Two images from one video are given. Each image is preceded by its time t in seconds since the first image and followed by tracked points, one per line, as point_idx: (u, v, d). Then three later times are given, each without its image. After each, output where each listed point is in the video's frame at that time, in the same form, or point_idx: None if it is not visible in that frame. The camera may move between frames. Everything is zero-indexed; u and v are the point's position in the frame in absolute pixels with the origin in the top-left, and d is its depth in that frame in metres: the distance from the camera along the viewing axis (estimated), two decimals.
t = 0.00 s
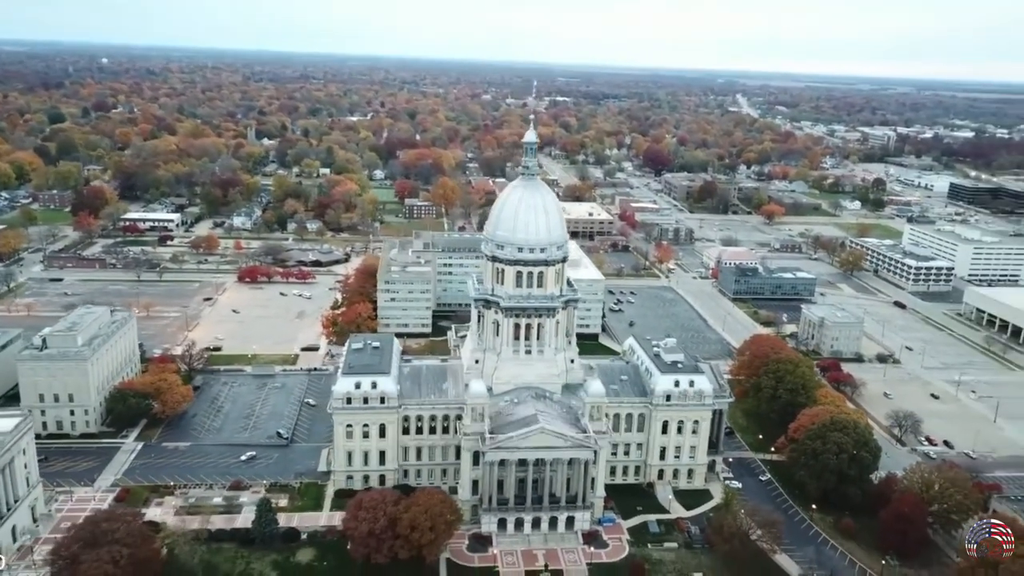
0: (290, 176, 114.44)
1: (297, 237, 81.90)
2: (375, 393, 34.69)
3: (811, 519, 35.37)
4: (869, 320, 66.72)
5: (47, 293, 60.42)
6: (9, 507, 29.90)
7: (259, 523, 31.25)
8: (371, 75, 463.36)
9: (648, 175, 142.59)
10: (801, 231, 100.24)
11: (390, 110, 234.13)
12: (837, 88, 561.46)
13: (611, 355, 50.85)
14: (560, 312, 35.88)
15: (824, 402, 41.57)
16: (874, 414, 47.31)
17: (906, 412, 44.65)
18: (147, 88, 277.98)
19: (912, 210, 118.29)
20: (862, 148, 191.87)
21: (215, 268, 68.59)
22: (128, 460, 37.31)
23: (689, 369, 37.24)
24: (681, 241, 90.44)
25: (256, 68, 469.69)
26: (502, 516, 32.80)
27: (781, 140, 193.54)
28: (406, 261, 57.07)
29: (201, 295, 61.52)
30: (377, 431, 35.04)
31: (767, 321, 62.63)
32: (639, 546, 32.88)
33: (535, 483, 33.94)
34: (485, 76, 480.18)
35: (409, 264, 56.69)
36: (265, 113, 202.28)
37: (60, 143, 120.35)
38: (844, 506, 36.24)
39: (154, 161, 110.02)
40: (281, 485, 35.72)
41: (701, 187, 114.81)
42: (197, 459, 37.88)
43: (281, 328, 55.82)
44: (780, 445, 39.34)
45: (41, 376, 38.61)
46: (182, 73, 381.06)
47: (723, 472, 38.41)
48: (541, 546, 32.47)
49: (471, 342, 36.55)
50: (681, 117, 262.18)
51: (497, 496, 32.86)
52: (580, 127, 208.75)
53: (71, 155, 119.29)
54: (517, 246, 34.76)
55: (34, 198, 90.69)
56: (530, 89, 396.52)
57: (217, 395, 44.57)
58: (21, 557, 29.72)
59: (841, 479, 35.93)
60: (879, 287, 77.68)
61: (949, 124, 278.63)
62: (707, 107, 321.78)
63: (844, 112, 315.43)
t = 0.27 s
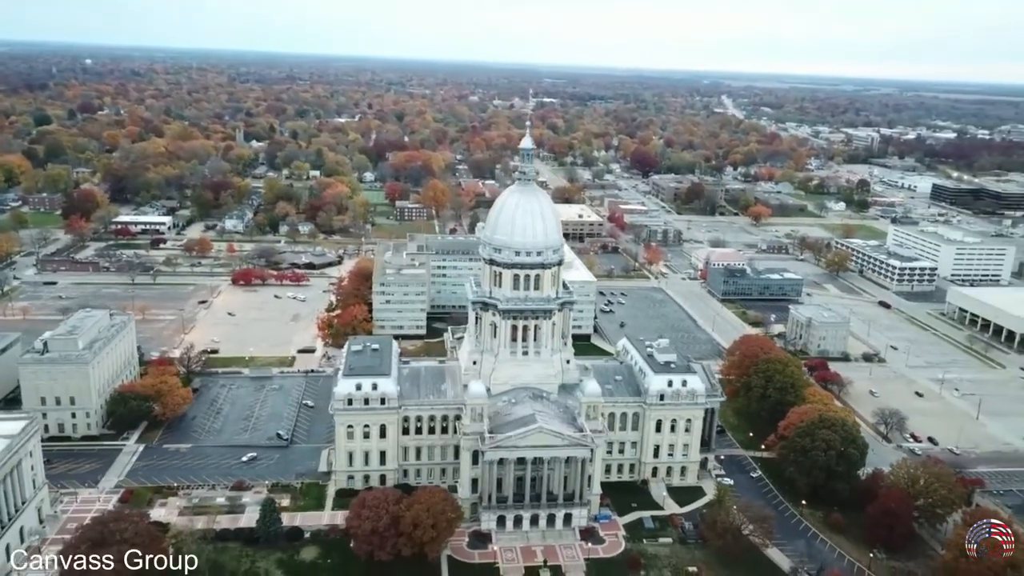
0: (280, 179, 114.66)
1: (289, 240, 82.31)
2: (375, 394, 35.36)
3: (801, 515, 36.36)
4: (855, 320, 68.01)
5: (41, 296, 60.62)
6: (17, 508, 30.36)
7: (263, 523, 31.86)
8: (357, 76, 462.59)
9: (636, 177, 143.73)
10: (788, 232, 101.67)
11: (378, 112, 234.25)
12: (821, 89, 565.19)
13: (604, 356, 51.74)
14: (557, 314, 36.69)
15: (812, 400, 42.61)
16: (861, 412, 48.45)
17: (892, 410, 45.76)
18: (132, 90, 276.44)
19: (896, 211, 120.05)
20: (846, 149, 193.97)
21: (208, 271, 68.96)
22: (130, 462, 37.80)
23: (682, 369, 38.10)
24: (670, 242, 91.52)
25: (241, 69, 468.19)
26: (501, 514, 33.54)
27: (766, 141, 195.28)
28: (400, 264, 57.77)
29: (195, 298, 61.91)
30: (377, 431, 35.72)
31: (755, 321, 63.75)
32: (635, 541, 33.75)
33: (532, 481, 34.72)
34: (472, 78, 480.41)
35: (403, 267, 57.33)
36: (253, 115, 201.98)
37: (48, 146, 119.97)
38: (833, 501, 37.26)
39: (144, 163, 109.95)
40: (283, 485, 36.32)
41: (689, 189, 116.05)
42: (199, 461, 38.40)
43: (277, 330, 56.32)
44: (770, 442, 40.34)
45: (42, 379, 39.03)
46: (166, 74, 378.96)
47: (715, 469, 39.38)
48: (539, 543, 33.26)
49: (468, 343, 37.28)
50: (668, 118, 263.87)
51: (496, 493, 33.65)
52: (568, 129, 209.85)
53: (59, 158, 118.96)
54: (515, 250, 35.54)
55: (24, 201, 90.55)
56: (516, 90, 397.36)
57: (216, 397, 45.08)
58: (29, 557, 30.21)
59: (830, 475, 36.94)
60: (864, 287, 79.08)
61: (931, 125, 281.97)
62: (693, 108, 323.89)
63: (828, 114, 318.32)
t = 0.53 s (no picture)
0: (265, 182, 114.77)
1: (277, 243, 82.72)
2: (373, 396, 36.17)
3: (786, 508, 37.62)
4: (835, 319, 69.67)
5: (30, 301, 60.73)
6: (23, 511, 30.84)
7: (265, 522, 32.55)
8: (337, 78, 461.49)
9: (618, 179, 145.21)
10: (768, 233, 103.47)
11: (360, 113, 234.28)
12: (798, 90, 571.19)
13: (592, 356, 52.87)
14: (549, 316, 37.71)
15: (795, 397, 43.92)
16: (842, 409, 49.91)
17: (872, 407, 47.23)
18: (111, 91, 274.26)
19: (873, 212, 122.36)
20: (823, 150, 196.81)
21: (197, 275, 69.31)
22: (130, 465, 38.33)
23: (670, 369, 39.22)
24: (653, 244, 92.90)
25: (220, 70, 465.54)
26: (497, 511, 34.47)
27: (745, 143, 197.76)
28: (391, 267, 58.55)
29: (186, 302, 62.29)
30: (375, 432, 36.54)
31: (738, 321, 65.21)
32: (627, 536, 34.83)
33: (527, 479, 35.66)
34: (452, 79, 480.73)
35: (393, 270, 58.09)
36: (234, 117, 201.39)
37: (29, 149, 119.24)
38: (816, 495, 38.55)
39: (127, 167, 109.71)
40: (282, 485, 37.05)
41: (671, 191, 117.63)
42: (197, 463, 39.01)
43: (269, 333, 56.90)
44: (755, 439, 41.59)
45: (40, 384, 39.48)
46: (144, 75, 376.16)
47: (702, 466, 40.58)
48: (534, 539, 34.22)
49: (463, 345, 38.17)
50: (648, 120, 266.11)
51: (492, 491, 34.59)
52: (549, 131, 211.14)
53: (41, 161, 118.31)
54: (508, 254, 36.53)
55: (7, 206, 90.18)
56: (497, 92, 398.42)
57: (211, 400, 45.62)
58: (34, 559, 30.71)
59: (813, 469, 38.22)
60: (843, 287, 80.88)
61: (906, 126, 286.36)
62: (673, 110, 326.66)
63: (805, 115, 322.27)
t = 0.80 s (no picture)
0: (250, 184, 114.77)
1: (264, 246, 82.94)
2: (369, 398, 36.83)
3: (772, 503, 38.70)
4: (817, 318, 71.03)
5: (18, 305, 60.69)
6: (24, 514, 31.17)
7: (264, 523, 33.09)
8: (319, 78, 460.14)
9: (602, 180, 146.40)
10: (750, 234, 104.93)
11: (343, 115, 234.13)
12: (779, 90, 576.30)
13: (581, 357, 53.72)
14: (541, 318, 38.53)
15: (780, 395, 45.01)
16: (825, 406, 51.15)
17: (853, 404, 48.46)
18: (91, 92, 271.94)
19: (852, 213, 124.29)
20: (804, 152, 199.14)
21: (186, 278, 69.46)
22: (126, 467, 38.69)
23: (658, 368, 40.19)
24: (638, 245, 94.01)
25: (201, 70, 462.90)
26: (492, 509, 35.21)
27: (727, 144, 199.72)
28: (381, 270, 59.14)
29: (175, 305, 62.49)
30: (371, 433, 37.15)
31: (723, 321, 66.38)
32: (619, 532, 35.71)
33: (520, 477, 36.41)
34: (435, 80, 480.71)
35: (384, 273, 58.65)
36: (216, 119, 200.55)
37: (10, 152, 118.37)
38: (801, 490, 39.63)
39: (111, 169, 109.28)
40: (279, 486, 37.58)
41: (655, 193, 118.89)
42: (193, 465, 39.43)
43: (260, 336, 57.27)
44: (741, 436, 42.62)
45: (36, 387, 39.80)
46: (123, 75, 373.53)
47: (691, 463, 41.57)
48: (529, 536, 34.99)
49: (457, 346, 38.90)
50: (630, 121, 267.79)
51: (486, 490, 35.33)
52: (533, 133, 212.09)
53: (22, 164, 117.52)
54: (501, 257, 37.30)
55: None
56: (480, 93, 398.82)
57: (205, 403, 46.03)
58: (35, 561, 31.04)
59: (798, 465, 39.32)
60: (824, 287, 82.39)
61: (883, 127, 290.11)
62: (654, 111, 329.04)
63: (785, 115, 325.49)
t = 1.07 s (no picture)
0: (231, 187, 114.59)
1: (247, 249, 83.07)
2: (362, 399, 37.53)
3: (754, 497, 39.92)
4: (795, 318, 72.63)
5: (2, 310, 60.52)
6: (23, 517, 31.53)
7: (260, 523, 33.68)
8: (296, 79, 457.70)
9: (581, 182, 147.66)
10: (728, 235, 106.63)
11: (322, 116, 233.45)
12: (754, 91, 582.43)
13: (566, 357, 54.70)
14: (529, 319, 39.45)
15: (761, 393, 46.32)
16: (803, 403, 52.57)
17: (831, 401, 49.92)
18: (64, 94, 268.61)
19: (827, 213, 126.59)
20: (779, 153, 201.99)
21: (170, 281, 69.55)
22: (120, 471, 39.06)
23: (644, 368, 41.24)
24: (618, 246, 95.27)
25: (175, 71, 458.71)
26: (484, 507, 36.06)
27: (703, 145, 201.87)
28: (367, 272, 59.74)
29: (161, 309, 62.61)
30: (364, 434, 37.86)
31: (703, 321, 67.73)
32: (607, 527, 36.74)
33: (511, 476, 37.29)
34: (413, 81, 480.19)
35: (370, 275, 59.23)
36: (193, 121, 199.38)
37: None
38: (782, 484, 40.91)
39: (90, 172, 108.61)
40: (273, 487, 38.14)
41: (634, 194, 120.27)
42: (187, 468, 39.87)
43: (248, 339, 57.65)
44: (724, 433, 43.84)
45: (29, 393, 40.04)
46: (97, 76, 369.46)
47: (675, 460, 42.70)
48: (520, 532, 35.89)
49: (447, 348, 39.73)
50: (608, 122, 269.51)
51: (478, 488, 36.17)
52: (512, 134, 213.03)
53: None
54: (491, 261, 38.16)
55: None
56: (458, 94, 399.34)
57: (196, 406, 46.40)
58: (34, 564, 31.44)
59: (779, 460, 40.57)
60: (801, 287, 84.15)
61: (856, 128, 294.75)
62: (632, 112, 331.35)
63: (761, 117, 329.18)
